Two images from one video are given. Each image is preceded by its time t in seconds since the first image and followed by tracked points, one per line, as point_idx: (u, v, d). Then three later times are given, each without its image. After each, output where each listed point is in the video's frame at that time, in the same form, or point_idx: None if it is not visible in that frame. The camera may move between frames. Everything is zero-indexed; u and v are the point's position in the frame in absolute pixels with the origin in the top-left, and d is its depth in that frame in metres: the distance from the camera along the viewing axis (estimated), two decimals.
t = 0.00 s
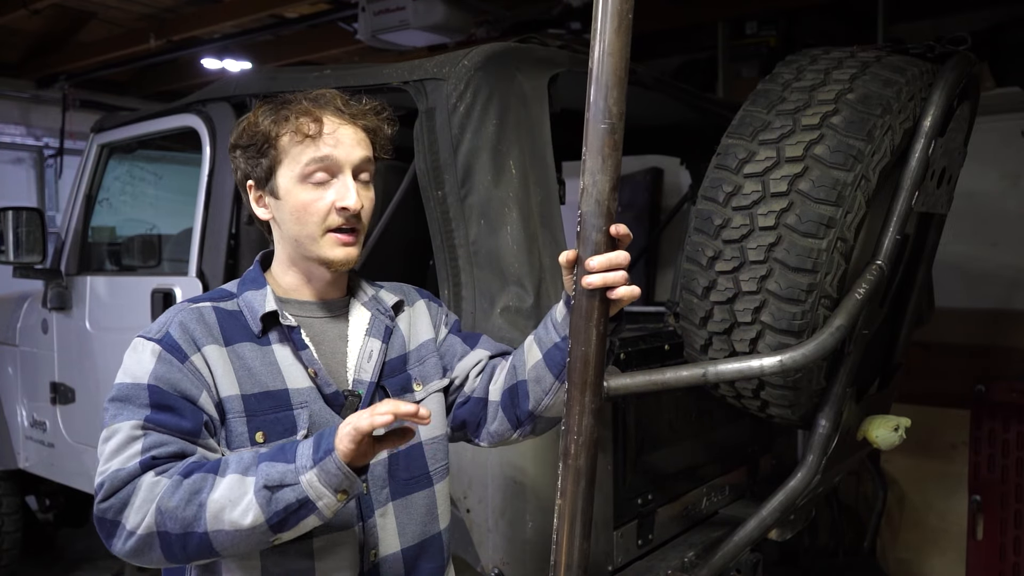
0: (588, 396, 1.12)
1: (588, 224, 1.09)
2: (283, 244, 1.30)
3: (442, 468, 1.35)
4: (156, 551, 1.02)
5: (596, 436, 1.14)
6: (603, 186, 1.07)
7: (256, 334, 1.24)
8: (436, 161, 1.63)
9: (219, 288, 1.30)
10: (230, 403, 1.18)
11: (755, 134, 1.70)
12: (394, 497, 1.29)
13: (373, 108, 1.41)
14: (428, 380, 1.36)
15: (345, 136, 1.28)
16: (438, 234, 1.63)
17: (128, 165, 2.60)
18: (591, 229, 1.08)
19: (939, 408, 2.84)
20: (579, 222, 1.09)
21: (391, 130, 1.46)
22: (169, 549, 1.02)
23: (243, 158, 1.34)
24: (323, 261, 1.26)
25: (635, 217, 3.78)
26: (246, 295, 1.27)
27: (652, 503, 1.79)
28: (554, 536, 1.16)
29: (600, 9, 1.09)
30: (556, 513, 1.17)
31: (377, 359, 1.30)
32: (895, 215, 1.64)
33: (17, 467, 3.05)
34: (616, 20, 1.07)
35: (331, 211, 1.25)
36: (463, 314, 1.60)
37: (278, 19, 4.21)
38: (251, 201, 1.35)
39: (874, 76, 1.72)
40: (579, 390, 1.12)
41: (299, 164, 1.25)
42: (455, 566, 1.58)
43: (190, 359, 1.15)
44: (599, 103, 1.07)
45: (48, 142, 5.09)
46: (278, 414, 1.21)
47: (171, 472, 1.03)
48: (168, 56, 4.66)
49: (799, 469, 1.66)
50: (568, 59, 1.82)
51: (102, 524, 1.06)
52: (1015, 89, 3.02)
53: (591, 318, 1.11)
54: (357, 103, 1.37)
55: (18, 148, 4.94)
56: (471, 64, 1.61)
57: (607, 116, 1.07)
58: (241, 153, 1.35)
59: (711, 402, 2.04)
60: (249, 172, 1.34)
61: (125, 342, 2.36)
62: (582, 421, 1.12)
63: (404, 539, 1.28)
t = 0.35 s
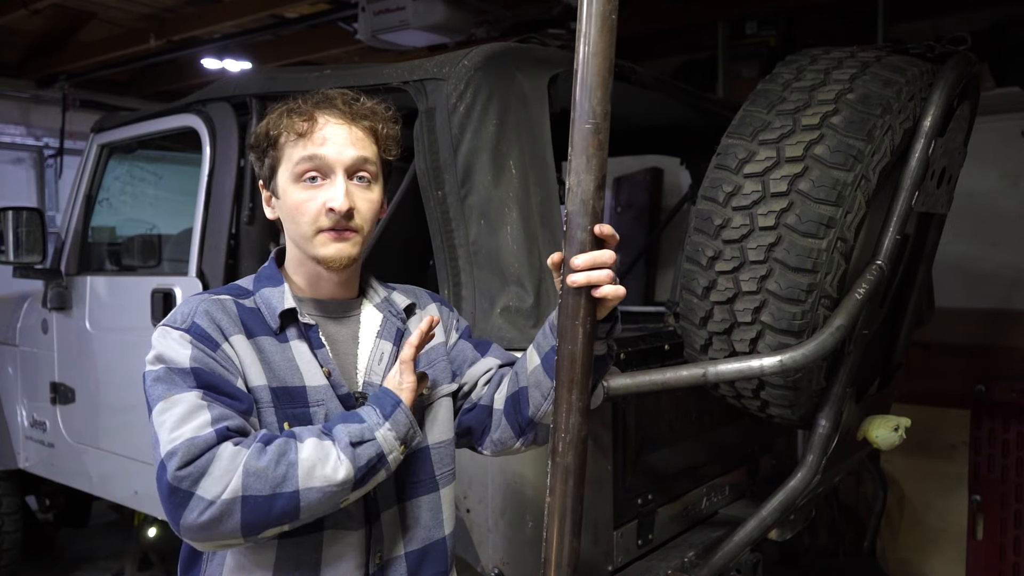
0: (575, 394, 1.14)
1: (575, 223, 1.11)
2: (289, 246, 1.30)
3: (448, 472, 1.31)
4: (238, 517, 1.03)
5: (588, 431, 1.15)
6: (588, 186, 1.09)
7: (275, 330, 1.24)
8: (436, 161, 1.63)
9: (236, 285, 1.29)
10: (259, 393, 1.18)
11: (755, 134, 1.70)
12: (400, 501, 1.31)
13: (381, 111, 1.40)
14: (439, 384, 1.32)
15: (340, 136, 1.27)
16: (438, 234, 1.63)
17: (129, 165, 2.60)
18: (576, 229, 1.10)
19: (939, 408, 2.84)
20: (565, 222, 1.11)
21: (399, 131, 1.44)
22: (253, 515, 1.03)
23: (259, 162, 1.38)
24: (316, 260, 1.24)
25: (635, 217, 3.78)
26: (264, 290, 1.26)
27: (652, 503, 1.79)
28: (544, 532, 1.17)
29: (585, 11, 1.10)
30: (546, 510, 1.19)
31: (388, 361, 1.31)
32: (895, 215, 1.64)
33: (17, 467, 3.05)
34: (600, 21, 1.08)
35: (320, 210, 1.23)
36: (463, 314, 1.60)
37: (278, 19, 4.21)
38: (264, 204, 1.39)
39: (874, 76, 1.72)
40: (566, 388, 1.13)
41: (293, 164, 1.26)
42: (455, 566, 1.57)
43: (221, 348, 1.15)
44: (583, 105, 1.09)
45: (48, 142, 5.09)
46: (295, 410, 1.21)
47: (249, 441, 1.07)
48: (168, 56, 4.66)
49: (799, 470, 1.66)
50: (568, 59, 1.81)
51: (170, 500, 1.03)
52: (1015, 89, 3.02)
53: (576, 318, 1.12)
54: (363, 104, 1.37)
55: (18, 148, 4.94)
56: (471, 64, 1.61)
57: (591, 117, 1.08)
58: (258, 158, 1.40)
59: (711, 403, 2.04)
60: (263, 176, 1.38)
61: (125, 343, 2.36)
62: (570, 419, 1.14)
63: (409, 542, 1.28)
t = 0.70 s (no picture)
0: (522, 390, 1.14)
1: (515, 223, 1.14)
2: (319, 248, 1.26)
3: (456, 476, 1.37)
4: (321, 538, 1.02)
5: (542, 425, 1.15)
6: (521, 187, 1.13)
7: (314, 336, 1.20)
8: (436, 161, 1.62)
9: (264, 285, 1.23)
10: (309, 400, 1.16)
11: (755, 134, 1.70)
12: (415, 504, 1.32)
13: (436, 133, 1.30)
14: (447, 393, 1.33)
15: (389, 158, 1.19)
16: (438, 234, 1.63)
17: (129, 165, 2.60)
18: (515, 229, 1.14)
19: (939, 408, 2.84)
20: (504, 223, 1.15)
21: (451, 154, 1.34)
22: (335, 537, 1.03)
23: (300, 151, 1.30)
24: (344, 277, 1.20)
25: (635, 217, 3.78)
26: (301, 293, 1.22)
27: (652, 503, 1.80)
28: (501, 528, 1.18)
29: (510, 20, 1.14)
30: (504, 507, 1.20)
31: (412, 370, 1.29)
32: (895, 215, 1.64)
33: (17, 467, 3.05)
34: (523, 29, 1.12)
35: (357, 231, 1.18)
36: (463, 314, 1.60)
37: (278, 19, 4.21)
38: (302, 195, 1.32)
39: (874, 76, 1.72)
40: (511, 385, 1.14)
41: (338, 176, 1.19)
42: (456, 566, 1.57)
43: (269, 354, 1.12)
44: (512, 108, 1.13)
45: (47, 142, 5.08)
46: (337, 416, 1.19)
47: (332, 461, 1.05)
48: (168, 56, 4.65)
49: (799, 469, 1.66)
50: (568, 59, 1.81)
51: (250, 515, 1.01)
52: (1015, 89, 3.02)
53: (519, 314, 1.14)
54: (419, 120, 1.27)
55: (18, 148, 4.93)
56: (471, 64, 1.61)
57: (521, 121, 1.12)
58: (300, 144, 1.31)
59: (711, 403, 2.04)
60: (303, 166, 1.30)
61: (126, 343, 2.36)
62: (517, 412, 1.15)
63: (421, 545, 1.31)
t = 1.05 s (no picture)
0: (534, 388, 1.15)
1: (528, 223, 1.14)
2: (322, 250, 1.25)
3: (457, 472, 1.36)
4: (313, 544, 1.03)
5: (567, 421, 1.16)
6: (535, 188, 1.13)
7: (311, 338, 1.20)
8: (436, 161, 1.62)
9: (262, 287, 1.23)
10: (305, 402, 1.16)
11: (755, 134, 1.70)
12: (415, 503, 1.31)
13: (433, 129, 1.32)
14: (448, 392, 1.33)
15: (394, 156, 1.20)
16: (438, 234, 1.63)
17: (128, 165, 2.60)
18: (528, 229, 1.14)
19: (939, 408, 2.84)
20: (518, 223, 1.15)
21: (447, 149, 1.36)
22: (328, 543, 1.03)
23: (295, 156, 1.28)
24: (354, 276, 1.21)
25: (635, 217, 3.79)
26: (299, 295, 1.22)
27: (652, 503, 1.80)
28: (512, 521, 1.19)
29: (525, 21, 1.14)
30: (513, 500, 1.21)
31: (411, 370, 1.29)
32: (895, 215, 1.64)
33: (17, 467, 3.05)
34: (539, 31, 1.12)
35: (368, 230, 1.19)
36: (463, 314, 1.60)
37: (278, 19, 4.21)
38: (298, 198, 1.30)
39: (874, 76, 1.72)
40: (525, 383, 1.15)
41: (344, 178, 1.19)
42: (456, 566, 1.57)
43: (266, 357, 1.13)
44: (527, 110, 1.13)
45: (47, 142, 5.07)
46: (334, 417, 1.19)
47: (326, 468, 1.05)
48: (168, 56, 4.65)
49: (799, 469, 1.66)
50: (569, 59, 1.81)
51: (244, 523, 1.01)
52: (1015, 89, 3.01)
53: (532, 316, 1.15)
54: (417, 118, 1.28)
55: (18, 148, 4.92)
56: (471, 64, 1.61)
57: (537, 122, 1.12)
58: (293, 149, 1.29)
59: (711, 403, 2.04)
60: (298, 171, 1.28)
61: (126, 343, 2.36)
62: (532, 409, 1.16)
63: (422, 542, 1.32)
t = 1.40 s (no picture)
0: (540, 388, 1.14)
1: (537, 222, 1.13)
2: (320, 244, 1.24)
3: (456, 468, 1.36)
4: (300, 533, 1.02)
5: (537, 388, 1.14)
6: (546, 185, 1.12)
7: (304, 334, 1.20)
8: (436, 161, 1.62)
9: (256, 286, 1.24)
10: (298, 398, 1.16)
11: (755, 134, 1.70)
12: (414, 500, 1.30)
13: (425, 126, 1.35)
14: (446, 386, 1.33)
15: (394, 147, 1.22)
16: (438, 234, 1.62)
17: (128, 165, 2.60)
18: (537, 228, 1.13)
19: (939, 408, 2.84)
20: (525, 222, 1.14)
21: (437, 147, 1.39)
22: (315, 530, 1.02)
23: (291, 155, 1.28)
24: (356, 266, 1.20)
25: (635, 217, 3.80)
26: (292, 292, 1.22)
27: (652, 503, 1.80)
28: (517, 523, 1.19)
29: (537, 19, 1.13)
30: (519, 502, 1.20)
31: (406, 364, 1.29)
32: (895, 215, 1.64)
33: (17, 467, 3.05)
34: (551, 30, 1.11)
35: (369, 218, 1.19)
36: (463, 314, 1.60)
37: (278, 20, 4.21)
38: (292, 196, 1.30)
39: (874, 76, 1.72)
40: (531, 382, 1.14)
41: (344, 168, 1.20)
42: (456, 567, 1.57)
43: (257, 354, 1.13)
44: (537, 108, 1.12)
45: (48, 142, 5.07)
46: (328, 412, 1.19)
47: (302, 457, 1.04)
48: (168, 56, 4.65)
49: (799, 469, 1.66)
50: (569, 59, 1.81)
51: (233, 519, 1.02)
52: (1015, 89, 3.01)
53: (540, 314, 1.14)
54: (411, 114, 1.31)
55: (18, 148, 4.92)
56: (471, 64, 1.61)
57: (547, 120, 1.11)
58: (290, 149, 1.29)
59: (711, 403, 2.04)
60: (294, 169, 1.28)
61: (125, 343, 2.36)
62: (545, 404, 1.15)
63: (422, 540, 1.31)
